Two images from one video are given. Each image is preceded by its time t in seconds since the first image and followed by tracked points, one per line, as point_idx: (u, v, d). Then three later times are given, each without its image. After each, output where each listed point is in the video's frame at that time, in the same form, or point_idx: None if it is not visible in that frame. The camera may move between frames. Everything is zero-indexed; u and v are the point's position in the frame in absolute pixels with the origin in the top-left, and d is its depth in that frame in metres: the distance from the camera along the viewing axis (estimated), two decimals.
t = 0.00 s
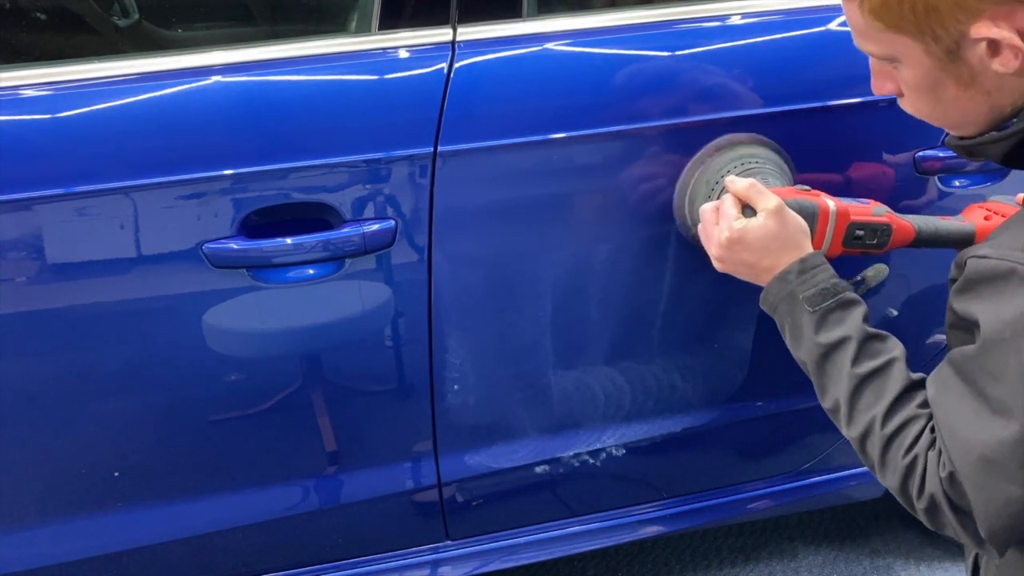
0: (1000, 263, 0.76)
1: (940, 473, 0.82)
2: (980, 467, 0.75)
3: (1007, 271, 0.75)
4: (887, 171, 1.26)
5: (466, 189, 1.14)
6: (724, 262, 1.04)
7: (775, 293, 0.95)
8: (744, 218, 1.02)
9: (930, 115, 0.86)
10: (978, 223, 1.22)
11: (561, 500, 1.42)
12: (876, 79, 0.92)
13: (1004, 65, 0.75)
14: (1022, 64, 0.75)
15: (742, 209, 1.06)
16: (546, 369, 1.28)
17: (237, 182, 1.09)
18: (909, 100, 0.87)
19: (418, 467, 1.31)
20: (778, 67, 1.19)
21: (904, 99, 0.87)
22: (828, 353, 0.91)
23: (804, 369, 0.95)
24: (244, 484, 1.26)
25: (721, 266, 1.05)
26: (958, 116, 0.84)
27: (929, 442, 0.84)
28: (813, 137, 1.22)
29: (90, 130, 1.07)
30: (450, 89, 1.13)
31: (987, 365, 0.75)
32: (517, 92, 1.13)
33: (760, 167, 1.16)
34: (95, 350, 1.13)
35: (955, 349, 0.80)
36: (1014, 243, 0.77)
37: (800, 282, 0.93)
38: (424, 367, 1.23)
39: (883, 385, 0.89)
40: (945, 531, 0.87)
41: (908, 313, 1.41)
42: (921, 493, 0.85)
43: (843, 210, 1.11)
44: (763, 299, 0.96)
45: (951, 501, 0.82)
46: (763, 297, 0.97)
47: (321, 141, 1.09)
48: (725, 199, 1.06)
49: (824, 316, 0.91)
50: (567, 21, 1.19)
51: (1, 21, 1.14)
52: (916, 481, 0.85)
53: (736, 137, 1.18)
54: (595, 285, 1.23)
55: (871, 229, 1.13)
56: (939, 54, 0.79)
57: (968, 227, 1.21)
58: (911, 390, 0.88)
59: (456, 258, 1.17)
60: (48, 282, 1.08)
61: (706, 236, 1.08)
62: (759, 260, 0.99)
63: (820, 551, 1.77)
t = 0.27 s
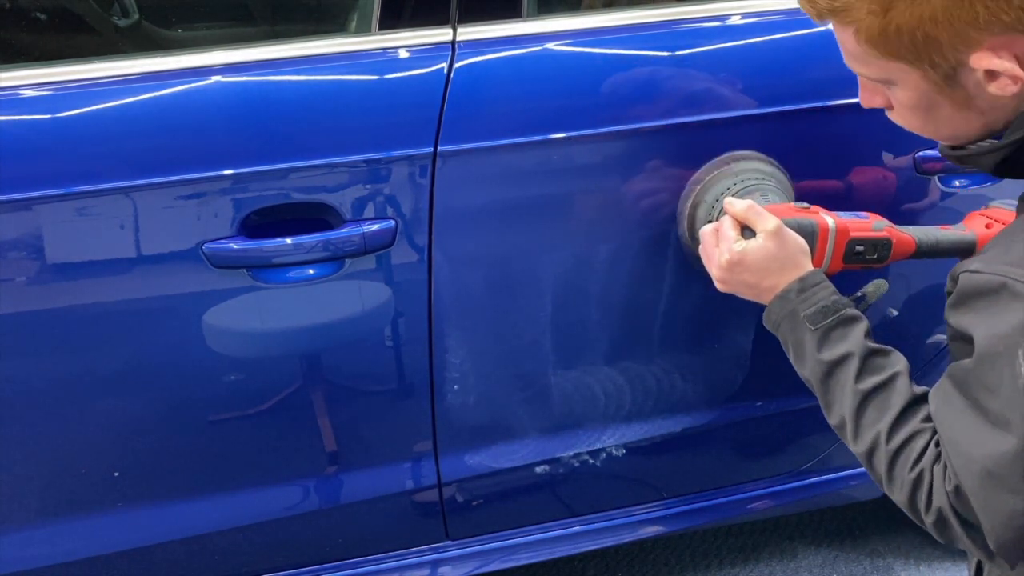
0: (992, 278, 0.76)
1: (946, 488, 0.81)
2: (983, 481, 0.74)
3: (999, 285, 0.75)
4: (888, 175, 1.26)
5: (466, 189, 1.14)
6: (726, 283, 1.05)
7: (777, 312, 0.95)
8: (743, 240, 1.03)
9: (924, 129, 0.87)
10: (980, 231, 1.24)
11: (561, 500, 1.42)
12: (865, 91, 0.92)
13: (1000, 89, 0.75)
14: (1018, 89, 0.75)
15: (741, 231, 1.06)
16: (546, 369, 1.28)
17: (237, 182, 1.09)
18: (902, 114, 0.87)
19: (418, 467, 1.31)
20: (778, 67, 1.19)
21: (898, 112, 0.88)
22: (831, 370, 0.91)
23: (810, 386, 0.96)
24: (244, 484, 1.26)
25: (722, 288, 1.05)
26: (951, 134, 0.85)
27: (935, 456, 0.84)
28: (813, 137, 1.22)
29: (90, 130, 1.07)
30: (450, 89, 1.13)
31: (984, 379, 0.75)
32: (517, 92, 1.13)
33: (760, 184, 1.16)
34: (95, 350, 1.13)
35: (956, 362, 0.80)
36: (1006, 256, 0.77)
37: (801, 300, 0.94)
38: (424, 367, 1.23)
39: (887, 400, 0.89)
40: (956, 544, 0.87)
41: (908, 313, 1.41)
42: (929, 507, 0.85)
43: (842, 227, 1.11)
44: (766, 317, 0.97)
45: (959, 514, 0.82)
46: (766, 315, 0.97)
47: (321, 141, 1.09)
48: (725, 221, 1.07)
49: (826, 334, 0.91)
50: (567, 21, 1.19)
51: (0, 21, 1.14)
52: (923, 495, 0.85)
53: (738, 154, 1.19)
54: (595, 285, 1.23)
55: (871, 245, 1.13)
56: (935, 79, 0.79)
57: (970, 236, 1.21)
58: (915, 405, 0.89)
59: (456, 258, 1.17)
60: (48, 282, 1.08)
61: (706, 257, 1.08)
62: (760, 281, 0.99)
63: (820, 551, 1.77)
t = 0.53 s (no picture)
0: (983, 295, 0.76)
1: (949, 499, 0.82)
2: (985, 495, 0.75)
3: (989, 303, 0.75)
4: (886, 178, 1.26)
5: (465, 189, 1.14)
6: (724, 305, 1.06)
7: (775, 331, 0.98)
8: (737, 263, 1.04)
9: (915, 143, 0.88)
10: (975, 237, 1.23)
11: (561, 501, 1.42)
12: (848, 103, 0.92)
13: (1000, 115, 0.76)
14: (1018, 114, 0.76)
15: (736, 253, 1.07)
16: (546, 369, 1.28)
17: (237, 182, 1.09)
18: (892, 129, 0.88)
19: (418, 467, 1.31)
20: (777, 67, 1.19)
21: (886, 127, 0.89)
22: (830, 386, 0.93)
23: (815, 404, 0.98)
24: (244, 484, 1.26)
25: (721, 309, 1.07)
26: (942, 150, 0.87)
27: (937, 468, 0.85)
28: (812, 137, 1.22)
29: (90, 130, 1.07)
30: (451, 89, 1.13)
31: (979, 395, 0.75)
32: (516, 92, 1.13)
33: (755, 201, 1.17)
34: (95, 350, 1.13)
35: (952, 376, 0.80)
36: (995, 273, 0.77)
37: (797, 319, 0.96)
38: (424, 367, 1.23)
39: (888, 415, 0.91)
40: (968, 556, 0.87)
41: (908, 313, 1.41)
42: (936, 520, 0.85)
43: (837, 244, 1.11)
44: (765, 336, 1.00)
45: (965, 526, 0.81)
46: (766, 335, 1.00)
47: (321, 140, 1.09)
48: (720, 241, 1.08)
49: (823, 351, 0.94)
50: (567, 22, 1.19)
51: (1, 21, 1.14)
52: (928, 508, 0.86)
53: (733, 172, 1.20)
54: (595, 285, 1.23)
55: (866, 259, 1.13)
56: (937, 107, 0.80)
57: (963, 244, 1.22)
58: (916, 418, 0.90)
59: (456, 258, 1.17)
60: (48, 282, 1.08)
61: (703, 279, 1.09)
62: (755, 303, 1.01)
63: (820, 551, 1.77)
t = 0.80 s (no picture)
0: (971, 304, 0.76)
1: (932, 502, 0.83)
2: (969, 499, 0.75)
3: (977, 311, 0.75)
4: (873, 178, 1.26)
5: (465, 189, 1.14)
6: (704, 306, 1.07)
7: (757, 333, 0.98)
8: (718, 266, 1.04)
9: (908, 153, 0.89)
10: (959, 236, 1.22)
11: (561, 501, 1.42)
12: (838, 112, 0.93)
13: (991, 127, 0.77)
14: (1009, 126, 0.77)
15: (716, 254, 1.07)
16: (546, 369, 1.28)
17: (237, 182, 1.09)
18: (883, 141, 0.89)
19: (418, 467, 1.31)
20: (777, 67, 1.19)
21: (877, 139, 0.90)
22: (813, 389, 0.94)
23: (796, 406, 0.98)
24: (244, 484, 1.26)
25: (701, 311, 1.07)
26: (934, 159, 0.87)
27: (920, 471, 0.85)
28: (812, 137, 1.22)
29: (90, 130, 1.07)
30: (450, 89, 1.13)
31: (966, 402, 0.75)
32: (516, 92, 1.13)
33: (738, 201, 1.17)
34: (95, 349, 1.13)
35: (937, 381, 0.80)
36: (983, 282, 0.76)
37: (778, 321, 0.96)
38: (424, 367, 1.23)
39: (870, 417, 0.91)
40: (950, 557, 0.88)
41: (908, 312, 1.41)
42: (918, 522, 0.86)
43: (818, 244, 1.11)
44: (746, 337, 1.00)
45: (948, 529, 0.82)
46: (747, 336, 1.00)
47: (321, 140, 1.09)
48: (700, 243, 1.08)
49: (806, 353, 0.94)
50: (567, 21, 1.19)
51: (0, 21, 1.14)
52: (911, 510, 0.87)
53: (719, 170, 1.19)
54: (595, 285, 1.23)
55: (849, 259, 1.13)
56: (927, 121, 0.80)
57: (948, 242, 1.21)
58: (897, 420, 0.91)
59: (456, 258, 1.17)
60: (48, 282, 1.08)
61: (682, 280, 1.10)
62: (737, 305, 1.02)
63: (820, 551, 1.77)
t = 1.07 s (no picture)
0: (974, 311, 0.76)
1: (918, 505, 0.84)
2: (960, 505, 0.76)
3: (980, 319, 0.75)
4: (860, 180, 1.26)
5: (465, 189, 1.14)
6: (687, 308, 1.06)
7: (739, 336, 0.99)
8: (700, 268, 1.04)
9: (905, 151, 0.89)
10: (944, 239, 1.23)
11: (561, 500, 1.42)
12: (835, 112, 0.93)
13: (990, 126, 0.78)
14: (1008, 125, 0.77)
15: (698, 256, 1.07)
16: (546, 369, 1.28)
17: (237, 182, 1.09)
18: (881, 139, 0.89)
19: (418, 467, 1.31)
20: (777, 67, 1.19)
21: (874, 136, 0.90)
22: (796, 392, 0.95)
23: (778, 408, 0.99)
24: (244, 484, 1.26)
25: (684, 312, 1.07)
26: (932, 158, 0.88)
27: (905, 474, 0.87)
28: (811, 137, 1.22)
29: (90, 130, 1.07)
30: (451, 89, 1.13)
31: (965, 409, 0.75)
32: (516, 92, 1.13)
33: (722, 203, 1.17)
34: (94, 350, 1.13)
35: (934, 386, 0.81)
36: (985, 291, 0.77)
37: (761, 324, 0.97)
38: (424, 367, 1.23)
39: (852, 419, 0.93)
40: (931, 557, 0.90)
41: (907, 312, 1.41)
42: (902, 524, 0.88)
43: (801, 246, 1.11)
44: (728, 339, 1.00)
45: (932, 532, 0.84)
46: (728, 339, 1.00)
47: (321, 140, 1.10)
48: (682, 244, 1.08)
49: (788, 356, 0.95)
50: (567, 21, 1.19)
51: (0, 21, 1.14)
52: (896, 512, 0.88)
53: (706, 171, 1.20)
54: (594, 285, 1.23)
55: (832, 261, 1.13)
56: (927, 117, 0.81)
57: (931, 245, 1.22)
58: (879, 423, 0.92)
59: (456, 258, 1.17)
60: (48, 282, 1.08)
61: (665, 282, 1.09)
62: (718, 307, 1.02)
63: (820, 551, 1.77)
